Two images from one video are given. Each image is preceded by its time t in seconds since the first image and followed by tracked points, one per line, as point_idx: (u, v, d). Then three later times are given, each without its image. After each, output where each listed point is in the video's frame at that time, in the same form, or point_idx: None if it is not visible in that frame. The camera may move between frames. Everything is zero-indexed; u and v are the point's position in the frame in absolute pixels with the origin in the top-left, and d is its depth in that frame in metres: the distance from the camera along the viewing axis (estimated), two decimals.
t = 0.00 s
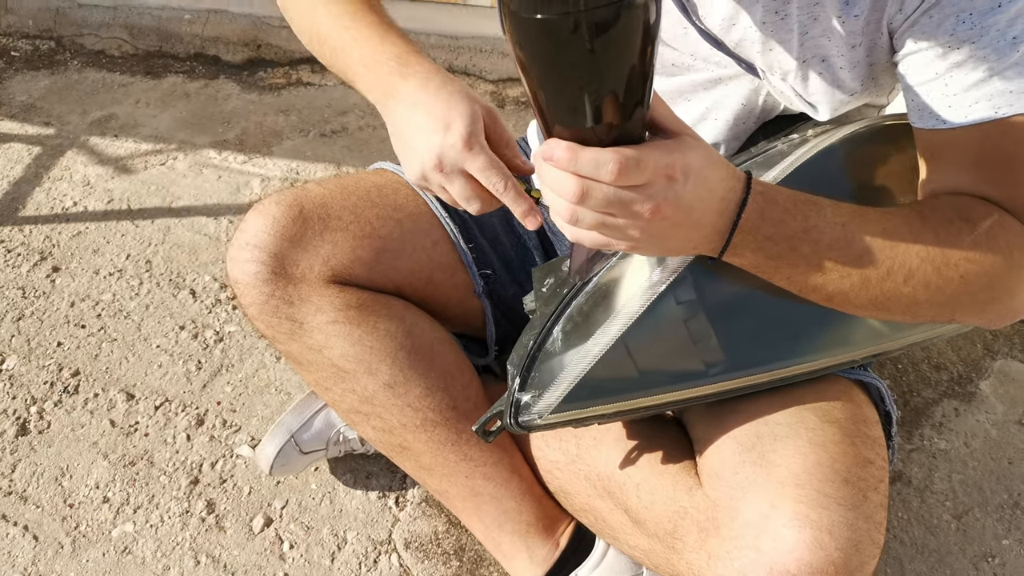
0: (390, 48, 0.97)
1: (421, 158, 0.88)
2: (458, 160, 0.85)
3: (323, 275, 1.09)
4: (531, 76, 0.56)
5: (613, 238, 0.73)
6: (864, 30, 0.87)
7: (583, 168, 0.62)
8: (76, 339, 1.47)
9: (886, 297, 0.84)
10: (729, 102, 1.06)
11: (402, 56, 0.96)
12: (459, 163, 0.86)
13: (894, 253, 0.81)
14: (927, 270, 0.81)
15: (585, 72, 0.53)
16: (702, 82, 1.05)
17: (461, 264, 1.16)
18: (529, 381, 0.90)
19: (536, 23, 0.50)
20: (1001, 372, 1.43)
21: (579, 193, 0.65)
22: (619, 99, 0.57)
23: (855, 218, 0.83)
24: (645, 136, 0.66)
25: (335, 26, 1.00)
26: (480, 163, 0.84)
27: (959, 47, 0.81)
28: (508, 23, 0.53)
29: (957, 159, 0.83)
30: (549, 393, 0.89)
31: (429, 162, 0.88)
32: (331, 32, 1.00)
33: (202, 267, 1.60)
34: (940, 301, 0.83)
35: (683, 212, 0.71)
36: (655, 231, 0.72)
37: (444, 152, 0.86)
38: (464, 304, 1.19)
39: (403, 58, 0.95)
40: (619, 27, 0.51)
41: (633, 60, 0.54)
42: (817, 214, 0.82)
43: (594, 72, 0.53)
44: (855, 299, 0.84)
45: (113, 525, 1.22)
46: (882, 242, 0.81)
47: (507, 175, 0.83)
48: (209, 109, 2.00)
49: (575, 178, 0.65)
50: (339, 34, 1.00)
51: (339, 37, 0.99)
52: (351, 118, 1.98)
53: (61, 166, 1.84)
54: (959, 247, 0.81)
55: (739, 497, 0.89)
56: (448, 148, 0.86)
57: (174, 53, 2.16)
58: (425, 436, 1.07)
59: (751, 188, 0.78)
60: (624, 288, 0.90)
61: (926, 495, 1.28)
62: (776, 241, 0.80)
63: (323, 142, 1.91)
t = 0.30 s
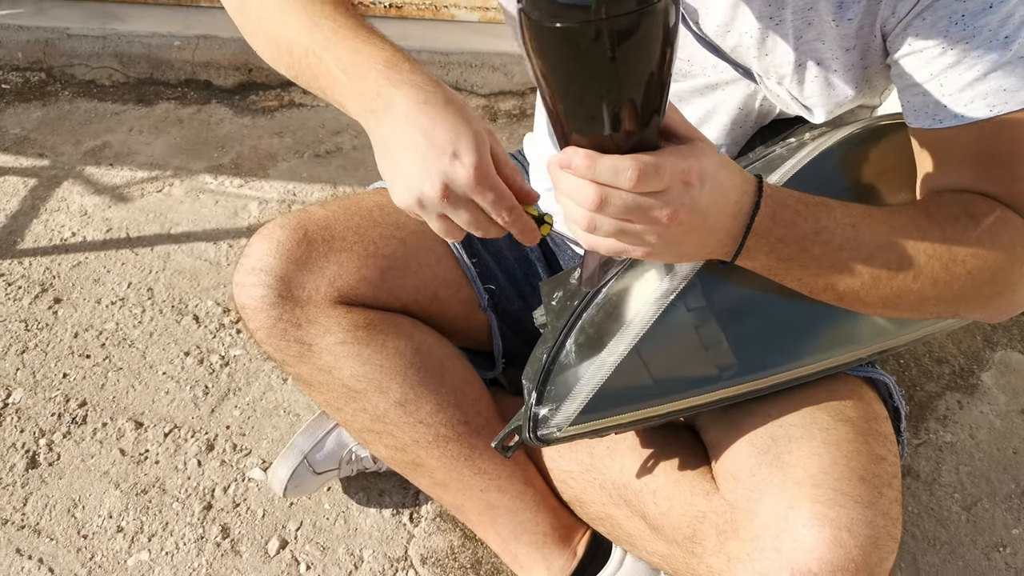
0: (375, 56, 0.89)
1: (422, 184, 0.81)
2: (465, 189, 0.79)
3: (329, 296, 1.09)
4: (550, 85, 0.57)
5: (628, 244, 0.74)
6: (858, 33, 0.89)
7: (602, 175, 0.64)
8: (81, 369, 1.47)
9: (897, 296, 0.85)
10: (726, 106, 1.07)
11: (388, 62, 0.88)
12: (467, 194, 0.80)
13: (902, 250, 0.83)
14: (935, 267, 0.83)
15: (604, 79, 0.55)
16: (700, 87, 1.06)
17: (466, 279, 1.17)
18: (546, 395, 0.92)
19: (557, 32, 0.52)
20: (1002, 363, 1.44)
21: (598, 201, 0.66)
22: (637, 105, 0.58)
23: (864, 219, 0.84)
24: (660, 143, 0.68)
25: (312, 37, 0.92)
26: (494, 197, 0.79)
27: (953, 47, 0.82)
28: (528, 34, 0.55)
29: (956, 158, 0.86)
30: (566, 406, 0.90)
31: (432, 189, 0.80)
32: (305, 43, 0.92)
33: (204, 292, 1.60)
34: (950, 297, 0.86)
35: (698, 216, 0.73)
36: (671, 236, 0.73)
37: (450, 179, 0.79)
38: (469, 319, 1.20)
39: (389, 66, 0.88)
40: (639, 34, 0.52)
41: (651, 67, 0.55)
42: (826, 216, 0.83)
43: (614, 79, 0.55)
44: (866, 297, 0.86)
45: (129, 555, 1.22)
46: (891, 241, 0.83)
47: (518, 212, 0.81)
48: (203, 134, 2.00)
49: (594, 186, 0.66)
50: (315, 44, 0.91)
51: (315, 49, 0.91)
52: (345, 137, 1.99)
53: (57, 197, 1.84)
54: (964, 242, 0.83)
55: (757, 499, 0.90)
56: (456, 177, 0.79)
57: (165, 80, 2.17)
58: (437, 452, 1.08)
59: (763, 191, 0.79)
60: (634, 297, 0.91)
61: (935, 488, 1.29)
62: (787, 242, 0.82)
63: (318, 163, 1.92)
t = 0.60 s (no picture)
0: (374, 79, 0.88)
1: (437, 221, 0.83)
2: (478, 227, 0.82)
3: (333, 310, 1.10)
4: (564, 94, 0.61)
5: (642, 251, 0.75)
6: (849, 39, 0.91)
7: (617, 182, 0.66)
8: (80, 392, 1.46)
9: (901, 292, 0.88)
10: (722, 112, 1.09)
11: (380, 85, 0.87)
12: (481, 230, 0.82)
13: (903, 248, 0.85)
14: (936, 263, 0.86)
15: (619, 89, 0.58)
16: (697, 94, 1.07)
17: (467, 288, 1.18)
18: (556, 398, 0.93)
19: (574, 41, 0.55)
20: (993, 351, 1.47)
21: (613, 209, 0.68)
22: (649, 117, 0.61)
23: (867, 218, 0.86)
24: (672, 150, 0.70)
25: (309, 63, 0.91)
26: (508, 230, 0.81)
27: (943, 48, 0.84)
28: (546, 44, 0.58)
29: (951, 157, 0.88)
30: (577, 408, 0.91)
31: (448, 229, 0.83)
32: (303, 68, 0.91)
33: (200, 310, 1.60)
34: (953, 292, 0.88)
35: (710, 220, 0.74)
36: (685, 241, 0.74)
37: (463, 218, 0.81)
38: (471, 328, 1.20)
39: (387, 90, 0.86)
40: (654, 44, 0.55)
41: (664, 79, 0.58)
42: (831, 216, 0.86)
43: (628, 89, 0.58)
44: (870, 294, 0.88)
45: None
46: (894, 239, 0.85)
47: (536, 232, 0.83)
48: (191, 153, 2.00)
49: (607, 194, 0.68)
50: (311, 70, 0.90)
51: (311, 74, 0.90)
52: (334, 151, 2.00)
53: (47, 220, 1.83)
54: (965, 238, 0.85)
55: (768, 494, 0.91)
56: (469, 217, 0.81)
57: (151, 100, 2.16)
58: (447, 461, 1.09)
59: (770, 193, 0.81)
60: (639, 298, 0.92)
61: (935, 476, 1.31)
62: (795, 244, 0.84)
63: (308, 177, 1.93)
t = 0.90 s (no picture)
0: (394, 65, 0.89)
1: (484, 186, 0.82)
2: (529, 184, 0.81)
3: (327, 310, 1.10)
4: (568, 94, 0.61)
5: (637, 242, 0.77)
6: (826, 30, 0.94)
7: (619, 176, 0.67)
8: (71, 404, 1.45)
9: (887, 274, 0.90)
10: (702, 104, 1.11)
11: (379, 77, 0.89)
12: (532, 187, 0.81)
13: (887, 232, 0.88)
14: (919, 245, 0.88)
15: (624, 81, 0.58)
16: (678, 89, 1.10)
17: (458, 286, 1.19)
18: (553, 388, 0.94)
19: (580, 37, 0.55)
20: (971, 331, 1.51)
21: (613, 201, 0.70)
22: (654, 109, 0.61)
23: (853, 201, 0.89)
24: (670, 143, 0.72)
25: (321, 57, 0.92)
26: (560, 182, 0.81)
27: (916, 37, 0.87)
28: (548, 44, 0.58)
29: (928, 141, 0.90)
30: (573, 397, 0.93)
31: (497, 191, 0.81)
32: (313, 64, 0.92)
33: (188, 318, 1.60)
34: (937, 273, 0.90)
35: (705, 211, 0.77)
36: (680, 232, 0.77)
37: (515, 175, 0.81)
38: (462, 325, 1.21)
39: (413, 74, 0.88)
40: (659, 34, 0.55)
41: (669, 69, 0.58)
42: (818, 203, 0.88)
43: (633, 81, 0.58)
44: (857, 276, 0.91)
45: None
46: (880, 224, 0.88)
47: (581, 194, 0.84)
48: (172, 162, 2.00)
49: (608, 187, 0.69)
50: (325, 65, 0.91)
51: (327, 68, 0.91)
52: (316, 156, 2.00)
53: (29, 233, 1.81)
54: (946, 219, 0.87)
55: (763, 475, 0.93)
56: (521, 172, 0.81)
57: (129, 110, 2.15)
58: (444, 456, 1.10)
59: (761, 183, 0.84)
60: (629, 290, 0.94)
61: (920, 454, 1.34)
62: (786, 231, 0.86)
63: (291, 183, 1.93)
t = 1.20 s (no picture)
0: (397, 65, 0.92)
1: (492, 182, 0.83)
2: (536, 179, 0.83)
3: (326, 317, 1.12)
4: (582, 89, 0.64)
5: (645, 232, 0.78)
6: (810, 26, 0.96)
7: (631, 164, 0.69)
8: (70, 419, 1.45)
9: (883, 260, 0.92)
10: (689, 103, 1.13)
11: (378, 79, 0.91)
12: (539, 181, 0.83)
13: (883, 218, 0.90)
14: (914, 230, 0.90)
15: (638, 73, 0.60)
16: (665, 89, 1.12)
17: (454, 289, 1.20)
18: (553, 386, 0.96)
19: (595, 30, 0.58)
20: (959, 320, 1.53)
21: (625, 191, 0.71)
22: (665, 101, 0.64)
23: (849, 189, 0.91)
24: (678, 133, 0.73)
25: (323, 59, 0.93)
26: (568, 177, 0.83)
27: (899, 32, 0.90)
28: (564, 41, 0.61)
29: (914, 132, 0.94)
30: (574, 394, 0.94)
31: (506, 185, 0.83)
32: (314, 68, 0.93)
33: (185, 330, 1.60)
34: (932, 259, 0.93)
35: (712, 200, 0.78)
36: (688, 222, 0.78)
37: (523, 169, 0.83)
38: (459, 328, 1.23)
39: (416, 73, 0.90)
40: (672, 26, 0.58)
41: (681, 60, 0.61)
42: (816, 192, 0.89)
43: (647, 74, 0.61)
44: (855, 264, 0.93)
45: None
46: (876, 211, 0.90)
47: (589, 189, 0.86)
48: (162, 175, 2.00)
49: (620, 177, 0.70)
50: (327, 68, 0.93)
51: (329, 70, 0.93)
52: (307, 165, 2.01)
53: (23, 250, 1.80)
54: (939, 205, 0.90)
55: (763, 465, 0.95)
56: (529, 167, 0.83)
57: (119, 125, 2.14)
58: (447, 457, 1.11)
59: (762, 173, 0.85)
60: (625, 288, 0.95)
61: (914, 442, 1.36)
62: (787, 220, 0.87)
63: (283, 193, 1.94)
